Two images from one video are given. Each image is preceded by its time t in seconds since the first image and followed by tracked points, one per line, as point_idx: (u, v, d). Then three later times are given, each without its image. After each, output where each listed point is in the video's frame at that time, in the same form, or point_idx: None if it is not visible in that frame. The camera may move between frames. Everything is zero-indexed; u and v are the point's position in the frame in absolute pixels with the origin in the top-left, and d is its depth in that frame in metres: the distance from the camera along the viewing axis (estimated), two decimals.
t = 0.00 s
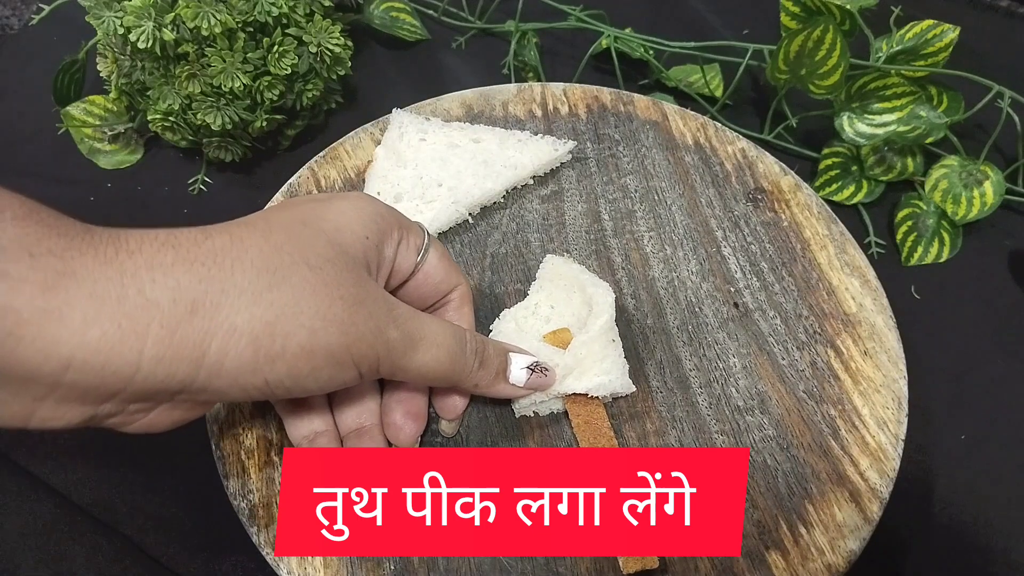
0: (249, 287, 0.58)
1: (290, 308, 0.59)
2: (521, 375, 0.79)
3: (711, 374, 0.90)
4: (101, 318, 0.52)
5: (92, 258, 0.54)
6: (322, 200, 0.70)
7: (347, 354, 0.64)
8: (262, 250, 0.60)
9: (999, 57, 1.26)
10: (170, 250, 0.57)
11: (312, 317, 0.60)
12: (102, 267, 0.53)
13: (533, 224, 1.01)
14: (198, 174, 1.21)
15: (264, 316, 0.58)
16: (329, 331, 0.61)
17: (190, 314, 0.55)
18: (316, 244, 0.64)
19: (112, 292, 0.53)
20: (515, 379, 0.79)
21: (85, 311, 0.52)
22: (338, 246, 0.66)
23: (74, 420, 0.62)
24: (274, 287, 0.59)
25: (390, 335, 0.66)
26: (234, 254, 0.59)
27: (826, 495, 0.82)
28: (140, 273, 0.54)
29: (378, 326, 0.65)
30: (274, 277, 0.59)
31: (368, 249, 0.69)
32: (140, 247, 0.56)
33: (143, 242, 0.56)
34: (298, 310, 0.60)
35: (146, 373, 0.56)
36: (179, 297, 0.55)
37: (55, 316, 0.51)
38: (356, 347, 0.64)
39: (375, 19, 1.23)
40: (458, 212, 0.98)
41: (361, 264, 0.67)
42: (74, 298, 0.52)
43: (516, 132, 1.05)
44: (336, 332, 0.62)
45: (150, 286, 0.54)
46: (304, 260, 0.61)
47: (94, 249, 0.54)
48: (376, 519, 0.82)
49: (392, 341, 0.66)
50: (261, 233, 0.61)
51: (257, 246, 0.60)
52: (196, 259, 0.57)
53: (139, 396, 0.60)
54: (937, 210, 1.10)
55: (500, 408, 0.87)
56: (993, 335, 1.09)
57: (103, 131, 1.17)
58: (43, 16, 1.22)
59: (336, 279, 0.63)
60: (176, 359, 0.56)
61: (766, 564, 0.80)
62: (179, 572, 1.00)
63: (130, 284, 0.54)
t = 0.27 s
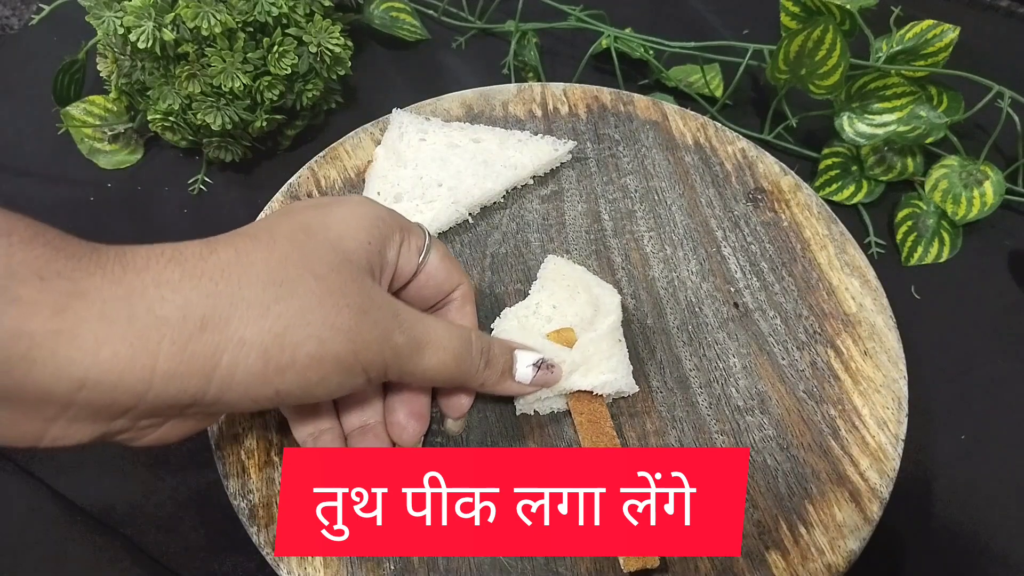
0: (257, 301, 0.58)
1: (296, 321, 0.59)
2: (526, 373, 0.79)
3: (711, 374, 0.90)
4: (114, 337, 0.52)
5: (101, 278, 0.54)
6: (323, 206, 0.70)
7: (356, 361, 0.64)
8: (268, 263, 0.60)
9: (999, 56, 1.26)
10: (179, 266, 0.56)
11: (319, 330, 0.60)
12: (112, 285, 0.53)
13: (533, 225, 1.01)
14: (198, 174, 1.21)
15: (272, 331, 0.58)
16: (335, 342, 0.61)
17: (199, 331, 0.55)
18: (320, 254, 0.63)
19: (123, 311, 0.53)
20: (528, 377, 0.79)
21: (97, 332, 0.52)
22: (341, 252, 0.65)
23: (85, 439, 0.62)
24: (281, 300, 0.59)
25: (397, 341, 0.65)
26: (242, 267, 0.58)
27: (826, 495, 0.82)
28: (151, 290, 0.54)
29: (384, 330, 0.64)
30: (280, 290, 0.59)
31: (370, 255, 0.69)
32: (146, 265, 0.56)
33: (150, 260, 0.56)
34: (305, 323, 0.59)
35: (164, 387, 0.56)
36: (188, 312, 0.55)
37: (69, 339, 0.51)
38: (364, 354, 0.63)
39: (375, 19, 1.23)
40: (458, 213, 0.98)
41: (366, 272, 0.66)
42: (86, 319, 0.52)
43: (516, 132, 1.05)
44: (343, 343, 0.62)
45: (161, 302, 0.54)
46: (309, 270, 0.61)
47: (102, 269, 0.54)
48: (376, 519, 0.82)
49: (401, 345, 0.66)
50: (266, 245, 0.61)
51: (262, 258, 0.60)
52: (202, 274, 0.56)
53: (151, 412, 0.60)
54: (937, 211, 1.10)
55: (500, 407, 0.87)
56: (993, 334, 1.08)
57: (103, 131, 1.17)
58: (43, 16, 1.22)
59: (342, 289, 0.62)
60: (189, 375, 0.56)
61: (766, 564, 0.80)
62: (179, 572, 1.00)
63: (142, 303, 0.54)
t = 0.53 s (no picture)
0: (279, 339, 0.56)
1: (319, 356, 0.57)
2: (537, 380, 0.79)
3: (711, 374, 0.90)
4: (140, 396, 0.51)
5: (118, 332, 0.52)
6: (319, 225, 0.67)
7: (376, 387, 0.63)
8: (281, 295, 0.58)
9: (999, 56, 1.26)
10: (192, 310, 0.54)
11: (340, 363, 0.59)
12: (132, 339, 0.51)
13: (533, 225, 1.01)
14: (198, 174, 1.21)
15: (297, 369, 0.56)
16: (358, 371, 0.60)
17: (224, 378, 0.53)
18: (331, 281, 0.61)
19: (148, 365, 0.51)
20: (540, 382, 0.79)
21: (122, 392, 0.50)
22: (349, 277, 0.64)
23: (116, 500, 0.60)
24: (302, 335, 0.57)
25: (412, 362, 0.65)
26: (256, 304, 0.56)
27: (826, 495, 0.82)
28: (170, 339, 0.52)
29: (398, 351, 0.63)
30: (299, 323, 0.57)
31: (374, 275, 0.68)
32: (161, 313, 0.53)
33: (163, 307, 0.54)
34: (326, 356, 0.58)
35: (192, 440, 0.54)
36: (213, 360, 0.53)
37: (95, 405, 0.49)
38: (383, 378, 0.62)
39: (375, 19, 1.23)
40: (458, 213, 0.98)
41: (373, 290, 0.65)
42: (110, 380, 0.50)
43: (516, 132, 1.05)
44: (365, 370, 0.60)
45: (182, 352, 0.52)
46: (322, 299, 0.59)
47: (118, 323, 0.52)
48: (376, 519, 0.81)
49: (416, 367, 0.65)
50: (274, 276, 0.59)
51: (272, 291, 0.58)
52: (220, 317, 0.54)
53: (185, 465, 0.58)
54: (937, 211, 1.10)
55: (501, 409, 0.88)
56: (993, 334, 1.08)
57: (103, 131, 1.17)
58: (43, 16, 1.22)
59: (357, 317, 0.61)
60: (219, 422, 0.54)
61: (766, 564, 0.80)
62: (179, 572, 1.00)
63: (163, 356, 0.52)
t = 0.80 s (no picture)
0: (309, 364, 0.52)
1: (349, 372, 0.54)
2: (543, 372, 0.79)
3: (710, 374, 0.90)
4: (197, 450, 0.46)
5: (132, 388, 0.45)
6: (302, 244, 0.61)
7: (408, 392, 0.61)
8: (293, 319, 0.53)
9: (998, 56, 1.26)
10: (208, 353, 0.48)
11: (369, 374, 0.56)
12: (167, 395, 0.45)
13: (533, 224, 1.01)
14: (198, 174, 1.21)
15: (329, 390, 0.53)
16: (385, 377, 0.58)
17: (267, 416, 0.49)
18: (339, 297, 0.57)
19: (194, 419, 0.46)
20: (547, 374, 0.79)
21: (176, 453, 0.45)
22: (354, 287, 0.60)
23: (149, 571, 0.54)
24: (329, 356, 0.53)
25: (434, 363, 0.64)
26: (271, 334, 0.51)
27: (826, 495, 0.82)
28: (204, 386, 0.47)
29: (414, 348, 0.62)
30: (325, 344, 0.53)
31: (372, 286, 0.63)
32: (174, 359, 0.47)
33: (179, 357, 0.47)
34: (357, 372, 0.55)
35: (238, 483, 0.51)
36: (252, 401, 0.48)
37: (149, 473, 0.44)
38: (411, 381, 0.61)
39: (375, 19, 1.23)
40: (458, 213, 0.98)
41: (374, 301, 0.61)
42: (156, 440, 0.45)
43: (516, 132, 1.05)
44: (391, 377, 0.58)
45: (218, 398, 0.47)
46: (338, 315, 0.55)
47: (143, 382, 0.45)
48: (375, 519, 0.78)
49: (440, 369, 0.65)
50: (278, 300, 0.53)
51: (281, 317, 0.52)
52: (239, 355, 0.49)
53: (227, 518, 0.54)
54: (937, 211, 1.10)
55: (500, 407, 0.88)
56: (992, 333, 1.08)
57: (103, 131, 1.17)
58: (42, 16, 1.22)
59: (375, 327, 0.58)
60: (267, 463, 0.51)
61: (766, 564, 0.80)
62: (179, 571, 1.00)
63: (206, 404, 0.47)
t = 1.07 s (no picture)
0: (320, 425, 0.55)
1: (364, 421, 0.58)
2: (538, 381, 0.76)
3: (710, 374, 0.90)
4: (224, 532, 0.52)
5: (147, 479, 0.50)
6: (289, 290, 0.64)
7: (418, 428, 0.63)
8: (294, 378, 0.56)
9: (998, 56, 1.26)
10: (218, 431, 0.53)
11: (381, 420, 0.59)
12: (184, 486, 0.51)
13: (533, 224, 1.01)
14: (198, 174, 1.21)
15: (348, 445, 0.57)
16: (398, 417, 0.61)
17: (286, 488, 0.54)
18: (336, 345, 0.60)
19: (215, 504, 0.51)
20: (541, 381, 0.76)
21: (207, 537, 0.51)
22: (347, 328, 0.62)
23: None
24: (337, 409, 0.57)
25: (438, 394, 0.65)
26: (275, 400, 0.55)
27: (826, 495, 0.82)
28: (218, 470, 0.52)
29: (407, 377, 0.63)
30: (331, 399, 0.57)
31: (364, 321, 0.65)
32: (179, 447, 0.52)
33: (190, 444, 0.52)
34: (368, 420, 0.58)
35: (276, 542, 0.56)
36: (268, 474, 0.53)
37: (188, 560, 0.50)
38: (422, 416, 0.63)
39: (375, 19, 1.23)
40: (458, 212, 0.98)
41: (369, 337, 0.63)
42: (185, 532, 0.50)
43: (516, 132, 1.05)
44: (403, 415, 0.61)
45: (237, 479, 0.52)
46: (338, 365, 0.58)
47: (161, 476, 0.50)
48: (375, 519, 0.76)
49: (445, 398, 0.66)
50: (277, 361, 0.57)
51: (282, 378, 0.56)
52: (247, 432, 0.53)
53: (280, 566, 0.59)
54: (937, 211, 1.10)
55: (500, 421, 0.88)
56: (992, 333, 1.08)
57: (103, 131, 1.19)
58: (43, 16, 1.22)
59: (378, 368, 0.61)
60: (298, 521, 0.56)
61: (766, 564, 0.80)
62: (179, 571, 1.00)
63: (222, 483, 0.52)
